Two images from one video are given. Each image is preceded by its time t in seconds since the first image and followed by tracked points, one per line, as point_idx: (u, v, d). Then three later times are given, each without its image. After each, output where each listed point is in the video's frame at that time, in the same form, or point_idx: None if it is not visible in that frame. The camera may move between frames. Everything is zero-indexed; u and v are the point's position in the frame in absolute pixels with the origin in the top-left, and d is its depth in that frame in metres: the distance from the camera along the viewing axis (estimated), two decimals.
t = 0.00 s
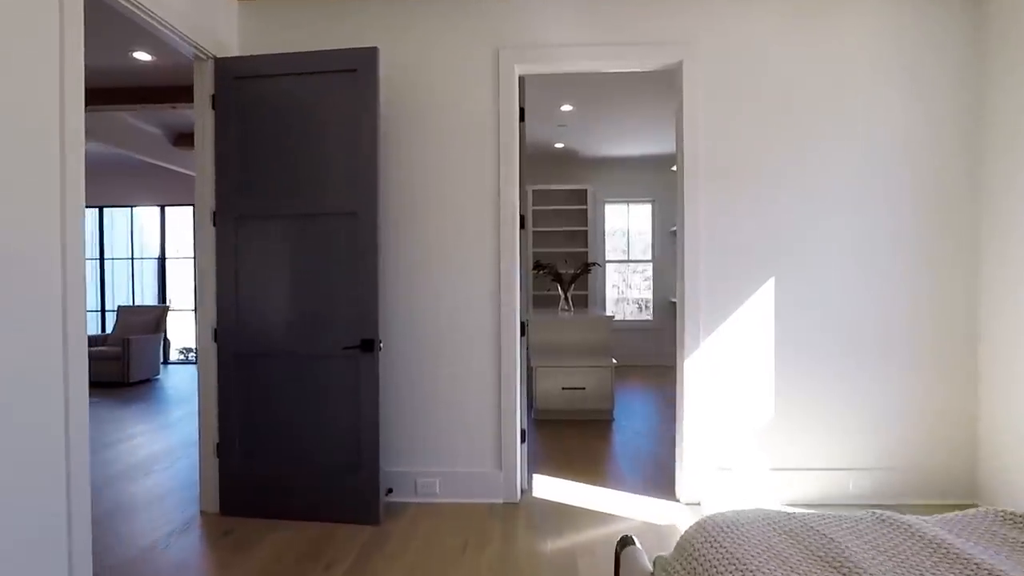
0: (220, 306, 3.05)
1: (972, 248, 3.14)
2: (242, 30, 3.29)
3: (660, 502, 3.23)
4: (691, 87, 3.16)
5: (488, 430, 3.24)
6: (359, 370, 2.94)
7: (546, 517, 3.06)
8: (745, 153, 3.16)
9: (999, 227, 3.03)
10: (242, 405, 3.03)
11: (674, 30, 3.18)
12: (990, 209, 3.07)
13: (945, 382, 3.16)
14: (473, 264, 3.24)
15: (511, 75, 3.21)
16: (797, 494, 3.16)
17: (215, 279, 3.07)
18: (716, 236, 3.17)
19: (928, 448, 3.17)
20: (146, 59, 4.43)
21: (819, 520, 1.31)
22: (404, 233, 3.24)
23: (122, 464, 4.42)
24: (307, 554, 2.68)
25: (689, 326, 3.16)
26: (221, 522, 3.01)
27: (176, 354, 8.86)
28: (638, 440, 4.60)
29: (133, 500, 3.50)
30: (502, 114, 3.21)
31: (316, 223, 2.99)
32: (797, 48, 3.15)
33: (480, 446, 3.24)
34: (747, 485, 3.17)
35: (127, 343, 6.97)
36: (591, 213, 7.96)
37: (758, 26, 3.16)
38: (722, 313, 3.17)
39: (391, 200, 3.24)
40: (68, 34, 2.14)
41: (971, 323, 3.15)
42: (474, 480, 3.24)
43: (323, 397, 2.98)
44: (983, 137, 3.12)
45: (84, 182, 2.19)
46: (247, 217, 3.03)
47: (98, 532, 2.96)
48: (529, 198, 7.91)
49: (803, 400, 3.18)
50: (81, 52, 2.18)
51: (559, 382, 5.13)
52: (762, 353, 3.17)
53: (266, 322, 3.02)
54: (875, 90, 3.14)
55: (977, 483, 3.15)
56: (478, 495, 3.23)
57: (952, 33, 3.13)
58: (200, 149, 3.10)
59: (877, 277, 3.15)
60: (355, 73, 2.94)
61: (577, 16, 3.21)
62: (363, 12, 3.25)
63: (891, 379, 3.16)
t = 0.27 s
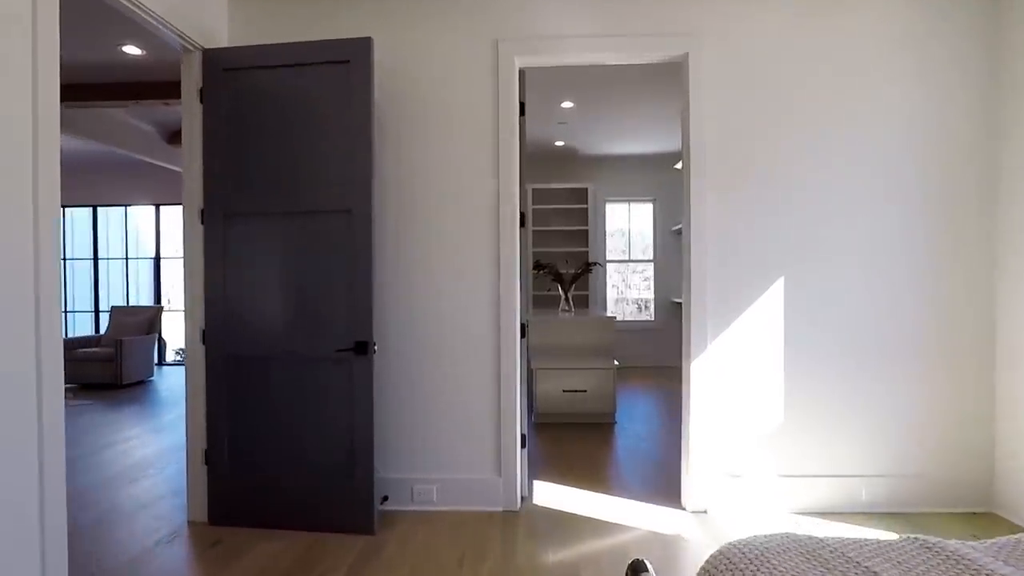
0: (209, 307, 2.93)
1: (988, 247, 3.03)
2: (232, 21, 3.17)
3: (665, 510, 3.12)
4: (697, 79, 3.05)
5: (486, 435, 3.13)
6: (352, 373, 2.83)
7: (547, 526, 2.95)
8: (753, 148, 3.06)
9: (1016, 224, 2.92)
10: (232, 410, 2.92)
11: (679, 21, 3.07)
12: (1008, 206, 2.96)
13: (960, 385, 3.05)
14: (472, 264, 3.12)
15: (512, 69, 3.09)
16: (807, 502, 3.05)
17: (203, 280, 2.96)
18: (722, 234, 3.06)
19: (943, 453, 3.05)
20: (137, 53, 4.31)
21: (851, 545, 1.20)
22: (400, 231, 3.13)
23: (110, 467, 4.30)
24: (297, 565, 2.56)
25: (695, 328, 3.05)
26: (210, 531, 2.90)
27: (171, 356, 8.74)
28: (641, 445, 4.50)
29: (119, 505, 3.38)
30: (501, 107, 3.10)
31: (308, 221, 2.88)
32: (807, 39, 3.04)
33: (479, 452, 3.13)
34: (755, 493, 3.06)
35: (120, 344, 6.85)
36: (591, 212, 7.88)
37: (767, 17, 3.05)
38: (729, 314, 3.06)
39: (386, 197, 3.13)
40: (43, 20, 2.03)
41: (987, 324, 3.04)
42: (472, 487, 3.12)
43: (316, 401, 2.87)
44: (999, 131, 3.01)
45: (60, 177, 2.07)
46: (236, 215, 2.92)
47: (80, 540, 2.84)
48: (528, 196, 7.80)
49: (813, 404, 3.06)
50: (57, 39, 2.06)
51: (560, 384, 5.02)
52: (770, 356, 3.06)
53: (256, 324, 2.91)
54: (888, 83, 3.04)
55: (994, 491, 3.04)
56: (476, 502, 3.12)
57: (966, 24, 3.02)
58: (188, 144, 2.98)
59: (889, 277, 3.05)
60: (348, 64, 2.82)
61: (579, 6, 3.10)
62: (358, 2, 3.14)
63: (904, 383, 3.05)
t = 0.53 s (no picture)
0: (195, 307, 2.82)
1: (1004, 244, 2.93)
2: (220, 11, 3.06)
3: (669, 517, 3.02)
4: (702, 71, 2.94)
5: (483, 440, 3.02)
6: (344, 376, 2.72)
7: (548, 535, 2.84)
8: (761, 143, 2.95)
9: None
10: (220, 415, 2.81)
11: (683, 11, 2.96)
12: None
13: (975, 387, 2.94)
14: (469, 263, 3.02)
15: (511, 61, 2.98)
16: (816, 509, 2.94)
17: (189, 279, 2.84)
18: (728, 233, 2.96)
19: (957, 459, 2.95)
20: (126, 47, 4.20)
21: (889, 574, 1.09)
22: (394, 228, 3.03)
23: (93, 470, 4.17)
24: None
25: (701, 329, 2.94)
26: (196, 540, 2.79)
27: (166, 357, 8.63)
28: (640, 452, 4.40)
29: (102, 510, 3.25)
30: (499, 100, 2.99)
31: (298, 218, 2.77)
32: (816, 29, 2.94)
33: (477, 458, 3.02)
34: (763, 500, 2.95)
35: (113, 345, 6.72)
36: (591, 211, 7.74)
37: (774, 7, 2.94)
38: (736, 315, 2.95)
39: (380, 193, 3.02)
40: (16, 5, 1.92)
41: (1003, 324, 2.93)
42: (469, 494, 3.01)
43: (306, 405, 2.76)
44: (1015, 125, 2.90)
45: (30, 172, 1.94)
46: (224, 212, 2.81)
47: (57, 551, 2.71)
48: (528, 195, 7.69)
49: (822, 408, 2.96)
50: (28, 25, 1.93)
51: (558, 386, 4.91)
52: (778, 358, 2.95)
53: (245, 325, 2.80)
54: (900, 76, 2.93)
55: (1010, 497, 2.93)
56: (473, 510, 3.01)
57: (981, 13, 2.92)
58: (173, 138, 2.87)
59: (902, 276, 2.94)
60: (340, 55, 2.71)
61: None
62: None
63: (917, 386, 2.94)
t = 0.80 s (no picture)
0: (176, 308, 2.69)
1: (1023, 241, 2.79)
2: None
3: (674, 528, 2.89)
4: (707, 61, 2.81)
5: (479, 446, 2.89)
6: (332, 380, 2.59)
7: (546, 546, 2.71)
8: (771, 136, 2.82)
9: None
10: (203, 421, 2.68)
11: None
12: None
13: (993, 391, 2.81)
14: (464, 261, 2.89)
15: (507, 49, 2.85)
16: (826, 518, 2.81)
17: (170, 279, 2.71)
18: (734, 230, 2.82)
19: (977, 465, 2.81)
20: (110, 39, 4.07)
21: None
22: (385, 225, 2.89)
23: (76, 479, 4.03)
24: None
25: (706, 331, 2.81)
26: (177, 553, 2.66)
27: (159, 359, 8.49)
28: (643, 456, 4.27)
29: (81, 525, 3.11)
30: (495, 91, 2.86)
31: (284, 215, 2.64)
32: (826, 16, 2.81)
33: (473, 465, 2.89)
34: (773, 509, 2.81)
35: (104, 346, 6.59)
36: (591, 209, 7.56)
37: None
38: (743, 316, 2.82)
39: (370, 188, 2.89)
40: None
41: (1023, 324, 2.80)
42: (464, 503, 2.88)
43: (292, 411, 2.63)
44: None
45: None
46: (207, 208, 2.68)
47: (23, 570, 2.55)
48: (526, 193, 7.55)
49: (834, 412, 2.83)
50: None
51: (558, 389, 4.78)
52: (787, 360, 2.82)
53: (229, 327, 2.66)
54: (914, 65, 2.80)
55: None
56: (468, 520, 2.88)
57: None
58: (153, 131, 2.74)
59: (918, 274, 2.81)
60: (327, 43, 2.58)
61: None
62: None
63: (934, 389, 2.81)
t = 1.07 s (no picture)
0: (151, 311, 2.55)
1: None
2: None
3: (677, 541, 2.75)
4: (711, 50, 2.67)
5: (472, 455, 2.75)
6: (315, 387, 2.45)
7: (542, 560, 2.57)
8: (778, 129, 2.68)
9: None
10: (181, 429, 2.55)
11: None
12: None
13: (1012, 396, 2.67)
14: (455, 261, 2.75)
15: (500, 38, 2.72)
16: (837, 531, 2.68)
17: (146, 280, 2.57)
18: (740, 228, 2.69)
19: (995, 475, 2.67)
20: (92, 31, 3.92)
21: None
22: (373, 223, 2.76)
23: (54, 484, 3.89)
24: None
25: (710, 334, 2.68)
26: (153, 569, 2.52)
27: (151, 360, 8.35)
28: (643, 461, 4.14)
29: (52, 534, 2.97)
30: (488, 82, 2.72)
31: (265, 212, 2.50)
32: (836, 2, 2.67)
33: (466, 475, 2.75)
34: (780, 522, 2.68)
35: (92, 348, 6.45)
36: (590, 208, 7.41)
37: None
38: (748, 318, 2.69)
39: (358, 184, 2.76)
40: None
41: None
42: (456, 514, 2.75)
43: (274, 419, 2.49)
44: None
45: None
46: (184, 205, 2.54)
47: None
48: (524, 191, 7.41)
49: (844, 419, 2.69)
50: None
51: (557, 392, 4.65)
52: (794, 365, 2.69)
53: (207, 331, 2.53)
54: (928, 54, 2.66)
55: None
56: (461, 532, 2.75)
57: None
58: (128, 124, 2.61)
59: (933, 276, 2.68)
60: (309, 31, 2.45)
61: None
62: None
63: (949, 395, 2.68)
